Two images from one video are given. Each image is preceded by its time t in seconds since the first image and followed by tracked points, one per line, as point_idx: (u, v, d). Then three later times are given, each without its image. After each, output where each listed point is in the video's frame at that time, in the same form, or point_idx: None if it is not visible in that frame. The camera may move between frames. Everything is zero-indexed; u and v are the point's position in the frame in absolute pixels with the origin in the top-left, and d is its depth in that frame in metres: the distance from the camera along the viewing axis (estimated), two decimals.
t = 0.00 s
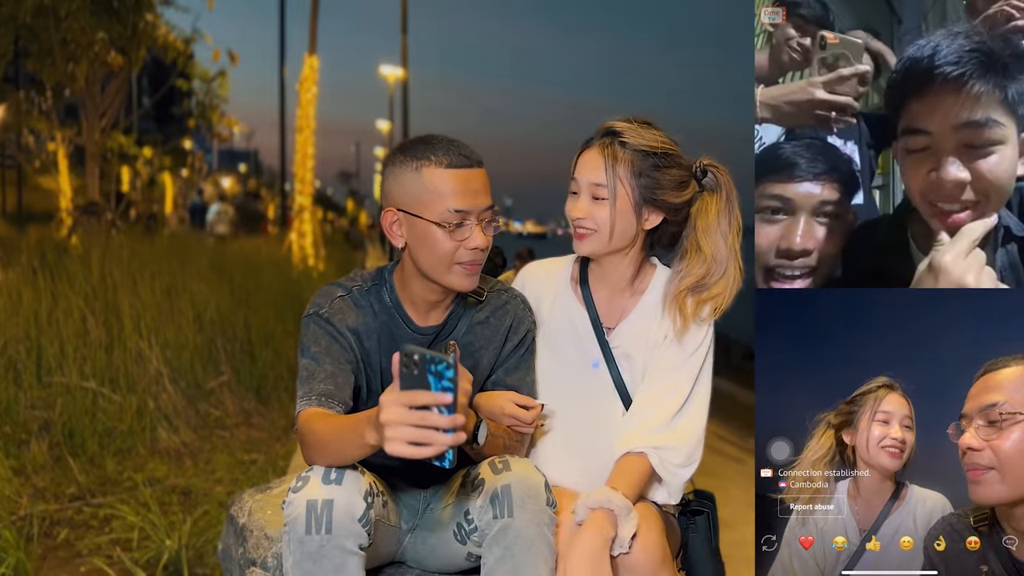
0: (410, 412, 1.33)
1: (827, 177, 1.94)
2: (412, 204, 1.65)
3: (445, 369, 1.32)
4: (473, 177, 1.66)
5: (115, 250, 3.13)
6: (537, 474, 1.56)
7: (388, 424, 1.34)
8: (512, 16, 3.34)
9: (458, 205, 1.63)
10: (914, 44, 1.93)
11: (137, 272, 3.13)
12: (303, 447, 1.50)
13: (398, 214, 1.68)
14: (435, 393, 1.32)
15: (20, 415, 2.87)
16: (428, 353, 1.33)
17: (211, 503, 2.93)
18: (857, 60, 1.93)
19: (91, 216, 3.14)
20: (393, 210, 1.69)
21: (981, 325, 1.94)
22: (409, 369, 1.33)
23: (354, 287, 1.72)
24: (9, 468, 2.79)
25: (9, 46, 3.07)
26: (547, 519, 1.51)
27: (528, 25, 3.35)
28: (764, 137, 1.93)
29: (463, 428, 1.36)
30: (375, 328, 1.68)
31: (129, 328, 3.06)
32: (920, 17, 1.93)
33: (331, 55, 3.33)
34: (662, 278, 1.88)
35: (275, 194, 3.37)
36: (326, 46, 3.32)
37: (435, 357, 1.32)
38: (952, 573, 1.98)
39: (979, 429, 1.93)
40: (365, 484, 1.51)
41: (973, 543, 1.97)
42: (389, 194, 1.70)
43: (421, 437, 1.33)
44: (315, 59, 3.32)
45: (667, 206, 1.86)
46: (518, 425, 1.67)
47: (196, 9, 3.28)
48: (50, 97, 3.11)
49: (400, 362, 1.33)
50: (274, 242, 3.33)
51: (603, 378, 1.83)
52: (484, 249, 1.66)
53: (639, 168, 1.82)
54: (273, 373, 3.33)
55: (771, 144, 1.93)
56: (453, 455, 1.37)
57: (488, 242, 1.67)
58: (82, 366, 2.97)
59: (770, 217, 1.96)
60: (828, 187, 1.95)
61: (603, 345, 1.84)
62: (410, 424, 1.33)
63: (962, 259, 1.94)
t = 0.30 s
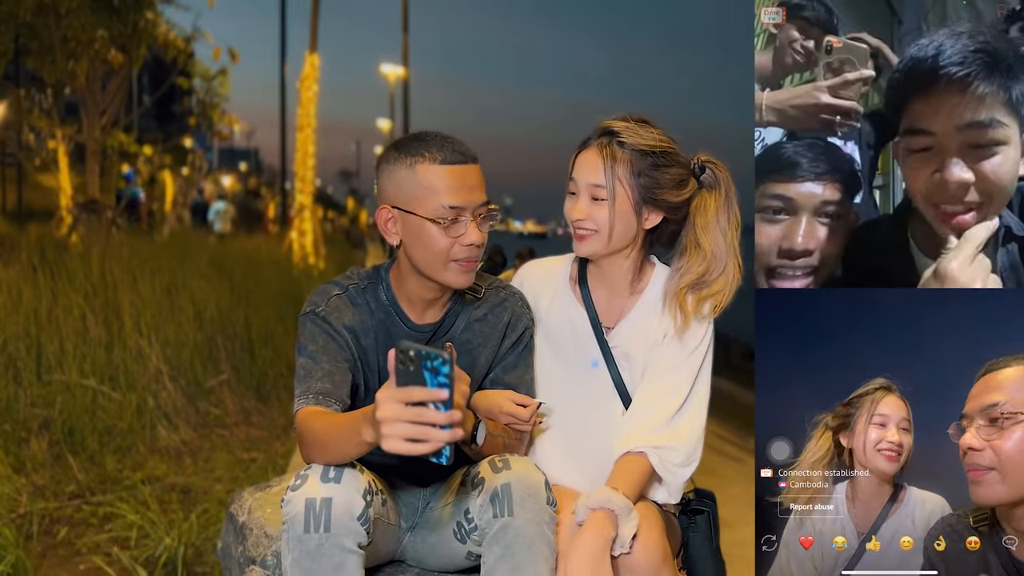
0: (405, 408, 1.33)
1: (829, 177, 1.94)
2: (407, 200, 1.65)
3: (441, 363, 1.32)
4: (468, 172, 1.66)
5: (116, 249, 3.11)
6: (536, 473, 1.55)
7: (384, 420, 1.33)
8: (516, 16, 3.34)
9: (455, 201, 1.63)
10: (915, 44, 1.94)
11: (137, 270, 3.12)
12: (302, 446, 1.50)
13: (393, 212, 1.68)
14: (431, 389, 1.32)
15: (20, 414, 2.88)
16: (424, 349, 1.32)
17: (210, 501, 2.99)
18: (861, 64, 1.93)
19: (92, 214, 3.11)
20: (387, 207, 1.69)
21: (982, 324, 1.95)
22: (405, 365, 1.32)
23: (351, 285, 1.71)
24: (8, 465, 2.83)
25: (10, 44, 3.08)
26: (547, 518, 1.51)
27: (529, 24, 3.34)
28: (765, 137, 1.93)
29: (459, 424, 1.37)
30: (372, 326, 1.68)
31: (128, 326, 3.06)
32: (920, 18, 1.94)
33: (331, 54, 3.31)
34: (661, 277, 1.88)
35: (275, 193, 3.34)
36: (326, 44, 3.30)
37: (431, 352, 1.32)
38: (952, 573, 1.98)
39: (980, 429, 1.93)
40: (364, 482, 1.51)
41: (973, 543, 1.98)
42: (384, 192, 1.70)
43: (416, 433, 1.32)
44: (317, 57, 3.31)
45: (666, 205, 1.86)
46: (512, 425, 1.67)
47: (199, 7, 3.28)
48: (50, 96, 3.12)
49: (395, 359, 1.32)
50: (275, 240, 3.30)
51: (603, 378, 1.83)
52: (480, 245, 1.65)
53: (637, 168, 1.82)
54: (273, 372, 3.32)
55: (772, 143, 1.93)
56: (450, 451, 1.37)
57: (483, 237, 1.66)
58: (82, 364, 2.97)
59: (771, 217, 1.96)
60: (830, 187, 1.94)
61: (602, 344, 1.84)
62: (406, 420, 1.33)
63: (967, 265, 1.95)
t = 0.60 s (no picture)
0: (410, 418, 1.32)
1: (827, 178, 1.94)
2: (398, 189, 1.66)
3: (434, 372, 1.30)
4: (457, 157, 1.68)
5: (117, 247, 3.13)
6: (536, 471, 1.55)
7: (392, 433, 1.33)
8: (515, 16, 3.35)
9: (444, 183, 1.65)
10: (917, 43, 1.94)
11: (138, 268, 3.13)
12: (303, 446, 1.50)
13: (385, 204, 1.69)
14: (430, 396, 1.31)
15: (20, 412, 2.82)
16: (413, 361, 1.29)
17: (211, 500, 2.89)
18: (863, 65, 1.93)
19: (94, 211, 3.14)
20: (379, 200, 1.70)
21: (982, 323, 1.95)
22: (398, 379, 1.31)
23: (354, 283, 1.72)
24: (9, 463, 2.75)
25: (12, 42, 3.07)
26: (549, 517, 1.51)
27: (528, 24, 3.35)
28: (765, 137, 1.93)
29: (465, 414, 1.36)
30: (374, 323, 1.68)
31: (129, 324, 3.04)
32: (920, 17, 1.94)
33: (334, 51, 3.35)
34: (662, 276, 1.89)
35: (276, 191, 3.44)
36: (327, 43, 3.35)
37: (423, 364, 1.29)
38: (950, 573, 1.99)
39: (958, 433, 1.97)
40: (365, 481, 1.51)
41: (973, 543, 1.99)
42: (376, 186, 1.71)
43: (424, 437, 1.33)
44: (317, 55, 3.34)
45: (668, 204, 1.86)
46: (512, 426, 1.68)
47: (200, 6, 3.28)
48: (52, 94, 3.12)
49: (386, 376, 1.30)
50: (278, 240, 3.41)
51: (603, 377, 1.83)
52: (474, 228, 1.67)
53: (639, 167, 1.82)
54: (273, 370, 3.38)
55: (772, 144, 1.93)
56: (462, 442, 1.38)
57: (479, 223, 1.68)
58: (84, 362, 2.93)
59: (768, 219, 1.96)
60: (829, 188, 1.95)
61: (603, 344, 1.84)
62: (413, 430, 1.32)
63: (975, 280, 1.95)
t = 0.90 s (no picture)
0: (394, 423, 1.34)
1: (825, 177, 1.94)
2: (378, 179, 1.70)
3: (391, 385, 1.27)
4: (433, 141, 1.71)
5: (118, 246, 3.13)
6: (527, 471, 1.54)
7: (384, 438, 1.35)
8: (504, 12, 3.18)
9: (411, 159, 1.67)
10: (916, 43, 1.94)
11: (140, 266, 3.13)
12: (303, 445, 1.51)
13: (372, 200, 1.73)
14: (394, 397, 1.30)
15: (22, 409, 2.82)
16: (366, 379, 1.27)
17: (212, 498, 2.88)
18: (863, 66, 1.94)
19: (97, 208, 3.16)
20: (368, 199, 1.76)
21: (982, 322, 1.95)
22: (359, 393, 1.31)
23: (350, 281, 1.72)
24: (10, 461, 2.72)
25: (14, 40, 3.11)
26: (543, 517, 1.51)
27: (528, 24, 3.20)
28: (765, 137, 1.93)
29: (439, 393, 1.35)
30: (373, 320, 1.68)
31: (131, 322, 3.04)
32: (920, 18, 1.94)
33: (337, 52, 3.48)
34: (664, 277, 1.89)
35: (279, 191, 3.53)
36: (330, 44, 3.49)
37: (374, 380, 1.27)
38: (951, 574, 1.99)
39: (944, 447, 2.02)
40: (363, 479, 1.51)
41: (973, 543, 1.99)
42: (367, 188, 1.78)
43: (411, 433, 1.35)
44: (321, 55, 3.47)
45: (676, 208, 1.87)
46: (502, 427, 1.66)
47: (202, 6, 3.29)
48: (54, 92, 3.13)
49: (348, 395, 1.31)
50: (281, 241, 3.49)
51: (605, 379, 1.84)
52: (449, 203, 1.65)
53: (648, 169, 1.82)
54: (276, 368, 3.39)
55: (772, 144, 1.93)
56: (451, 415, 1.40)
57: (459, 200, 1.67)
58: (86, 359, 2.94)
59: (766, 219, 1.96)
60: (827, 188, 1.95)
61: (606, 345, 1.84)
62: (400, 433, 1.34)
63: (985, 279, 1.95)
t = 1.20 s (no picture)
0: (361, 418, 1.34)
1: (825, 178, 1.95)
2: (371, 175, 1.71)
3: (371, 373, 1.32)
4: (424, 136, 1.73)
5: (122, 243, 3.13)
6: (515, 471, 1.55)
7: (352, 437, 1.36)
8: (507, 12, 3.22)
9: (403, 150, 1.68)
10: (915, 43, 1.94)
11: (143, 265, 3.14)
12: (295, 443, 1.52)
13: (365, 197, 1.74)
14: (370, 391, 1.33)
15: (25, 406, 2.92)
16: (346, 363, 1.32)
17: (215, 495, 2.96)
18: (863, 67, 1.94)
19: (99, 207, 3.15)
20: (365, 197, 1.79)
21: (983, 323, 1.95)
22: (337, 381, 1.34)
23: (346, 278, 1.72)
24: (11, 459, 2.85)
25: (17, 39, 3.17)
26: (533, 515, 1.52)
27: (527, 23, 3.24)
28: (765, 137, 1.94)
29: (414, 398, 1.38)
30: (368, 317, 1.69)
31: (133, 320, 3.06)
32: (920, 17, 1.94)
33: (337, 47, 3.28)
34: (666, 277, 1.89)
35: (277, 187, 3.32)
36: (333, 43, 3.28)
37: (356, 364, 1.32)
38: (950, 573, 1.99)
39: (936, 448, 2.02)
40: (349, 477, 1.52)
41: (973, 543, 1.99)
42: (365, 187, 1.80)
43: (381, 436, 1.36)
44: (322, 53, 3.27)
45: (674, 208, 1.87)
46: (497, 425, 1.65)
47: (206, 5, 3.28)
48: (56, 92, 3.16)
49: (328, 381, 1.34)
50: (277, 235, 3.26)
51: (607, 377, 1.84)
52: (440, 194, 1.66)
53: (646, 171, 1.83)
54: (278, 368, 3.17)
55: (772, 144, 1.94)
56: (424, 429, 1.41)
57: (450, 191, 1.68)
58: (88, 357, 2.99)
59: (766, 219, 1.97)
60: (827, 188, 1.95)
61: (607, 343, 1.85)
62: (368, 431, 1.35)
63: (972, 269, 1.95)
